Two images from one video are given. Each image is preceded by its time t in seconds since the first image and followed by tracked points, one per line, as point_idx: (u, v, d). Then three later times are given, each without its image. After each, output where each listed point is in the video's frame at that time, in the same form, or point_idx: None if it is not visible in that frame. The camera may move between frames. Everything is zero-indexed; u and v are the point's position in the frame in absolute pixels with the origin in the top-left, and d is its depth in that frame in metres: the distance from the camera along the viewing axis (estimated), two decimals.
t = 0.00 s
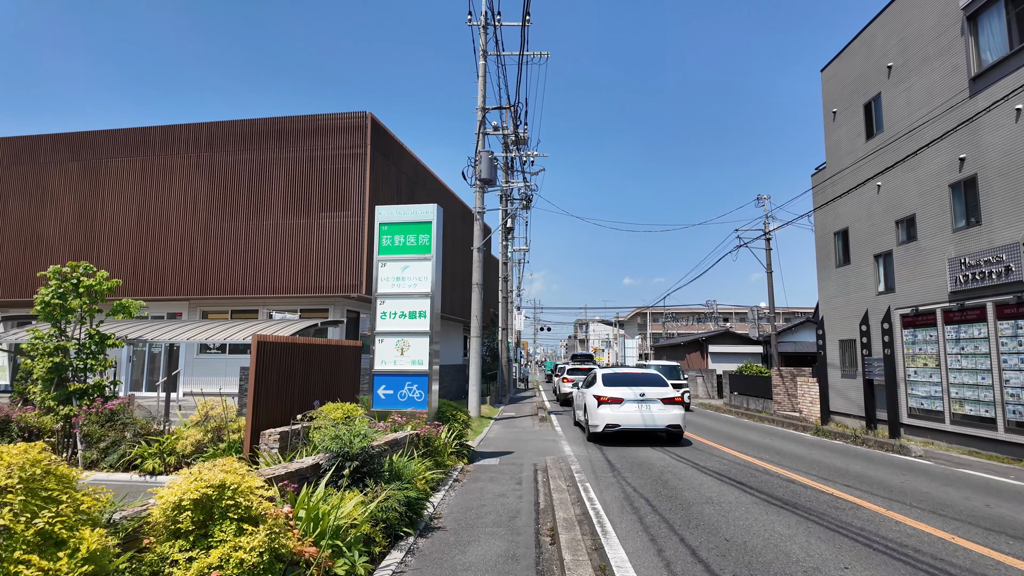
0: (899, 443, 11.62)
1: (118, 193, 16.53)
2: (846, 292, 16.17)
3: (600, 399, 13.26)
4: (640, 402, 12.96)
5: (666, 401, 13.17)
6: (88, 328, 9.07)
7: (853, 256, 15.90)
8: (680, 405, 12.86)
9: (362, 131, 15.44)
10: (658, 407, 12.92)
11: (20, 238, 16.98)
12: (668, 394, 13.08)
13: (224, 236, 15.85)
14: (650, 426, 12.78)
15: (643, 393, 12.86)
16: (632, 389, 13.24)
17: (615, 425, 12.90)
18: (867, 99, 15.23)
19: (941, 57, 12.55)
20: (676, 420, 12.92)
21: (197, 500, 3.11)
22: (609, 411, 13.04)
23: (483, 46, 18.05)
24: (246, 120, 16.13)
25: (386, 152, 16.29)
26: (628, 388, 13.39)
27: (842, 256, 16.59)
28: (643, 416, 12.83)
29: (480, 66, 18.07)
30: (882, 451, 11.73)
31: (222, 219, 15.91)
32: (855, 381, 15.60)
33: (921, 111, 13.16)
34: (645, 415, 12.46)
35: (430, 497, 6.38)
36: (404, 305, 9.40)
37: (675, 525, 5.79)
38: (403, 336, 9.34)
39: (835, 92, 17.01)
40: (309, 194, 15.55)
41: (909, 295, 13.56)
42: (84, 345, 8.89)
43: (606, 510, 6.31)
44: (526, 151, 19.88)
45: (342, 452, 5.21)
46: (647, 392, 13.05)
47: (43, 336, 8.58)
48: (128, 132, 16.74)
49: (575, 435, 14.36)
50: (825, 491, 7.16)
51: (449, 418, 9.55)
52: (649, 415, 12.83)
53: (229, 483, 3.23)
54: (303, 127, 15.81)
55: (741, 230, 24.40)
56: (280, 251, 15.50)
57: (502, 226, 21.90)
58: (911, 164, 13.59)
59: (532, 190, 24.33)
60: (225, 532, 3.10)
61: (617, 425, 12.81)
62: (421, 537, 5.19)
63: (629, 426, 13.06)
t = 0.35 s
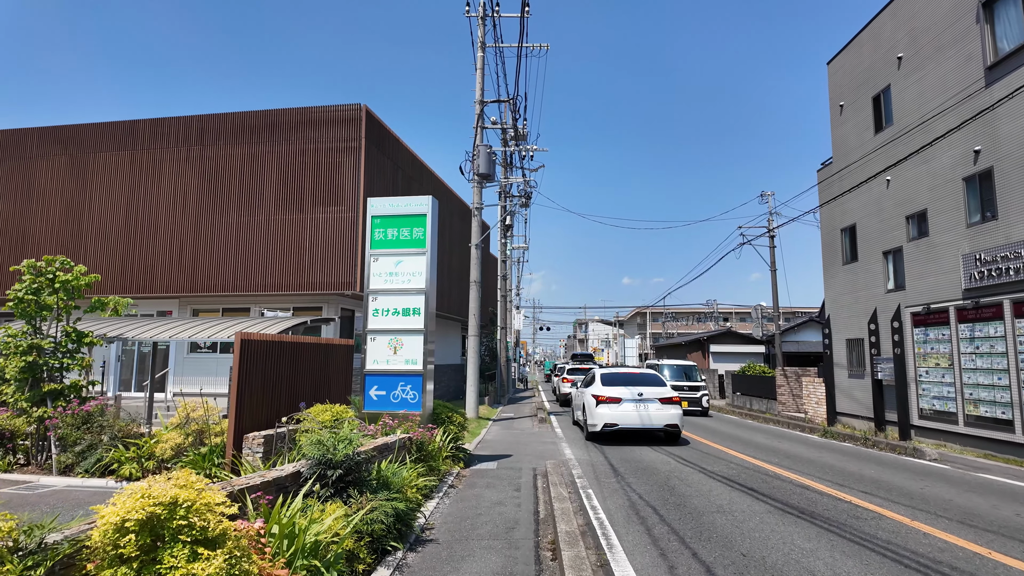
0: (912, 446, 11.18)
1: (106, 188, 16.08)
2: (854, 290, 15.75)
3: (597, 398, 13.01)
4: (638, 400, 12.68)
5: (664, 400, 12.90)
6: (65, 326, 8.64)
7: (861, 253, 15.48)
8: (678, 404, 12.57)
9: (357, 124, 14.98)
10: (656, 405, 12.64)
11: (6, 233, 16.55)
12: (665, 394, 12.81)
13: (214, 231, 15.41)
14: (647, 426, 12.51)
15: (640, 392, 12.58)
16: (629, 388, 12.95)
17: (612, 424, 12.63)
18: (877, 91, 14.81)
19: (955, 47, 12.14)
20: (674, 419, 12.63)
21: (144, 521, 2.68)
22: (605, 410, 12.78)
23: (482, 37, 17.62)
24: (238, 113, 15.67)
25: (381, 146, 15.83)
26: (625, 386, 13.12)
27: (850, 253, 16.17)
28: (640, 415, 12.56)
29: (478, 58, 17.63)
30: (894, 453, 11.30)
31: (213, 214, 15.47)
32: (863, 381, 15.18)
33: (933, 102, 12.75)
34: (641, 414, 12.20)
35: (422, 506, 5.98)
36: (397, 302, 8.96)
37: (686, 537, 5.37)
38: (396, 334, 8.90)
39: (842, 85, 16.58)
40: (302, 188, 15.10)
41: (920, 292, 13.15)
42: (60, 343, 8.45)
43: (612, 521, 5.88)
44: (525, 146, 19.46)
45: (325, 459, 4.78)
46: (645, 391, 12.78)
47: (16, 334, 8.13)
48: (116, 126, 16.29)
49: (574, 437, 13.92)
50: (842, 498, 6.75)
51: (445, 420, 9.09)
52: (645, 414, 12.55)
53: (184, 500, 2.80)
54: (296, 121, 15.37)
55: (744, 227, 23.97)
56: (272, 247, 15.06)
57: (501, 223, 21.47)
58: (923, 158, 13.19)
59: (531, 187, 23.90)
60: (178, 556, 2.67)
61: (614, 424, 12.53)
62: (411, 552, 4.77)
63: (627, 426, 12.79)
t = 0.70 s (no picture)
0: (924, 447, 10.76)
1: (91, 182, 15.65)
2: (860, 287, 15.35)
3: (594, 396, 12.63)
4: (636, 399, 12.30)
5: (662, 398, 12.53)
6: (36, 322, 8.23)
7: (867, 249, 15.09)
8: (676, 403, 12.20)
9: (349, 116, 14.54)
10: (654, 404, 12.26)
11: None
12: (663, 392, 12.41)
13: (202, 225, 14.96)
14: (644, 425, 12.14)
15: (638, 390, 12.21)
16: (626, 387, 12.57)
17: (610, 424, 12.24)
18: (884, 82, 14.42)
19: (967, 34, 11.75)
20: (673, 418, 12.26)
21: (65, 544, 2.25)
22: (603, 409, 12.38)
23: (479, 29, 17.20)
24: (228, 104, 15.23)
25: (375, 138, 15.39)
26: (623, 385, 12.75)
27: (856, 249, 15.78)
28: (638, 415, 12.17)
29: (475, 50, 17.22)
30: (905, 455, 10.87)
31: (201, 208, 15.01)
32: (869, 380, 14.79)
33: (944, 92, 12.36)
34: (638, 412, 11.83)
35: (410, 515, 5.55)
36: (387, 297, 8.52)
37: (695, 548, 4.97)
38: (386, 331, 8.48)
39: (847, 76, 16.20)
40: (293, 181, 14.65)
41: (930, 288, 12.76)
42: (31, 340, 8.08)
43: (615, 530, 5.47)
44: (523, 141, 19.05)
45: (300, 465, 4.35)
46: (643, 389, 12.39)
47: None
48: (102, 118, 15.84)
49: (573, 437, 13.46)
50: (859, 505, 6.33)
51: (438, 421, 8.67)
52: (644, 412, 12.17)
53: (115, 519, 2.38)
54: (286, 112, 14.93)
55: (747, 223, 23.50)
56: (262, 242, 14.62)
57: (498, 219, 21.06)
58: (932, 150, 12.79)
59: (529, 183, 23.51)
60: None
61: (612, 423, 12.16)
62: (395, 567, 4.35)
63: (624, 425, 12.41)
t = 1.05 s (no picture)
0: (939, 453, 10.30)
1: (76, 179, 15.17)
2: (868, 287, 14.90)
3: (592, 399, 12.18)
4: (635, 402, 11.85)
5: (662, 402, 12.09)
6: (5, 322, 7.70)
7: (876, 247, 14.65)
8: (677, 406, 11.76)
9: (341, 109, 14.08)
10: (654, 407, 11.81)
11: None
12: (663, 395, 11.98)
13: (190, 222, 14.48)
14: (644, 429, 11.68)
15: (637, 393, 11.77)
16: (626, 389, 12.13)
17: (609, 427, 11.77)
18: (893, 76, 14.00)
19: (981, 24, 11.32)
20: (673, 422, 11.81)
21: None
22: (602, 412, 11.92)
23: (476, 21, 16.76)
24: (216, 98, 14.77)
25: (368, 132, 14.94)
26: (622, 387, 12.31)
27: (863, 248, 15.34)
28: (637, 418, 11.71)
29: (471, 43, 16.77)
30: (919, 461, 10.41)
31: (189, 205, 14.54)
32: (878, 382, 14.34)
33: (957, 85, 11.92)
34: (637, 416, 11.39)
35: (397, 534, 5.08)
36: (376, 296, 8.06)
37: (708, 571, 4.50)
38: (375, 332, 8.01)
39: (853, 71, 15.77)
40: (284, 177, 14.19)
41: (942, 288, 12.31)
42: None
43: (619, 549, 5.00)
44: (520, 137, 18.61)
45: (269, 482, 3.91)
46: (642, 392, 11.95)
47: None
48: (87, 113, 15.37)
49: (572, 442, 12.97)
50: (881, 518, 5.90)
51: (431, 427, 8.19)
52: (643, 416, 11.72)
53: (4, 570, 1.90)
54: (278, 106, 14.46)
55: (749, 221, 23.01)
56: (251, 240, 14.15)
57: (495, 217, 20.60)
58: (944, 144, 12.37)
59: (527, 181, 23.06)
60: None
61: (611, 427, 11.70)
62: None
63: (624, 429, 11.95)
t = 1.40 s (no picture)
0: (957, 456, 9.85)
1: (63, 172, 14.74)
2: (878, 283, 14.47)
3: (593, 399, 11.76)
4: (637, 402, 11.42)
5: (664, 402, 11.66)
6: None
7: (887, 243, 14.20)
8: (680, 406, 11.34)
9: (335, 99, 13.62)
10: (656, 407, 11.38)
11: None
12: (666, 395, 11.55)
13: (179, 216, 14.04)
14: (646, 429, 11.25)
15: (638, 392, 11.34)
16: (627, 389, 11.69)
17: (610, 428, 11.33)
18: (905, 66, 13.57)
19: (999, 9, 10.89)
20: (676, 423, 11.38)
21: None
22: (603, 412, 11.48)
23: (475, 12, 16.33)
24: (206, 88, 14.32)
25: (363, 123, 14.47)
26: (623, 387, 11.87)
27: (873, 244, 14.91)
28: (639, 419, 11.27)
29: (470, 34, 16.33)
30: (936, 465, 9.96)
31: (178, 197, 14.09)
32: (888, 382, 13.91)
33: (973, 73, 11.49)
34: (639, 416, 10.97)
35: (385, 549, 4.64)
36: (367, 291, 7.62)
37: None
38: (366, 328, 7.57)
39: (863, 62, 15.35)
40: (276, 169, 13.74)
41: (957, 285, 11.88)
42: None
43: (628, 566, 4.54)
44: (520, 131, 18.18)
45: (237, 494, 3.48)
46: (644, 392, 11.51)
47: None
48: (74, 104, 14.95)
49: (573, 444, 12.50)
50: (909, 529, 5.48)
51: (424, 429, 7.72)
52: (645, 416, 11.29)
53: None
54: (269, 96, 14.01)
55: (753, 217, 22.55)
56: (242, 233, 13.71)
57: (495, 213, 20.17)
58: (958, 135, 11.94)
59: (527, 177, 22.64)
60: None
61: (612, 428, 11.28)
62: None
63: (625, 430, 11.52)
